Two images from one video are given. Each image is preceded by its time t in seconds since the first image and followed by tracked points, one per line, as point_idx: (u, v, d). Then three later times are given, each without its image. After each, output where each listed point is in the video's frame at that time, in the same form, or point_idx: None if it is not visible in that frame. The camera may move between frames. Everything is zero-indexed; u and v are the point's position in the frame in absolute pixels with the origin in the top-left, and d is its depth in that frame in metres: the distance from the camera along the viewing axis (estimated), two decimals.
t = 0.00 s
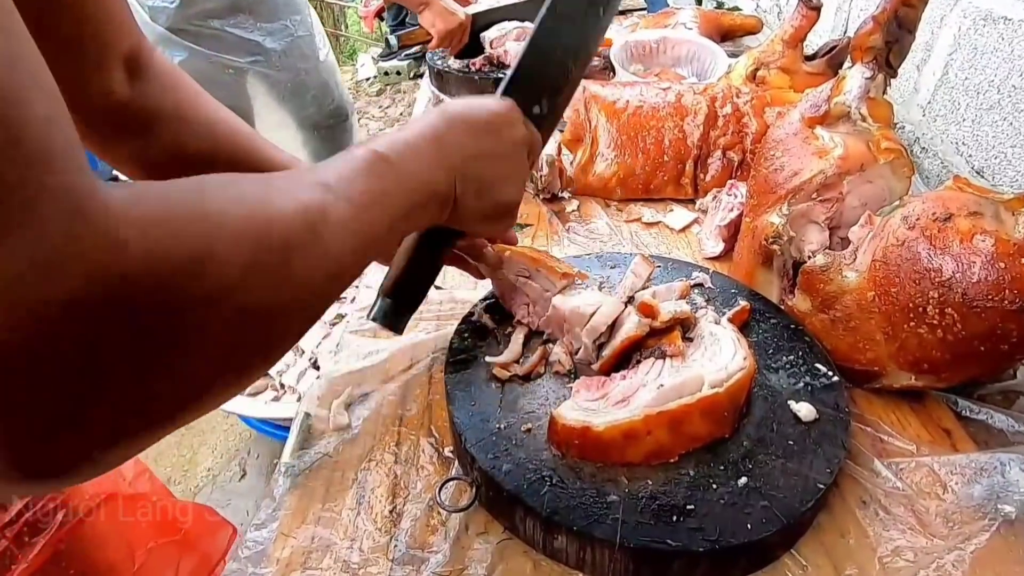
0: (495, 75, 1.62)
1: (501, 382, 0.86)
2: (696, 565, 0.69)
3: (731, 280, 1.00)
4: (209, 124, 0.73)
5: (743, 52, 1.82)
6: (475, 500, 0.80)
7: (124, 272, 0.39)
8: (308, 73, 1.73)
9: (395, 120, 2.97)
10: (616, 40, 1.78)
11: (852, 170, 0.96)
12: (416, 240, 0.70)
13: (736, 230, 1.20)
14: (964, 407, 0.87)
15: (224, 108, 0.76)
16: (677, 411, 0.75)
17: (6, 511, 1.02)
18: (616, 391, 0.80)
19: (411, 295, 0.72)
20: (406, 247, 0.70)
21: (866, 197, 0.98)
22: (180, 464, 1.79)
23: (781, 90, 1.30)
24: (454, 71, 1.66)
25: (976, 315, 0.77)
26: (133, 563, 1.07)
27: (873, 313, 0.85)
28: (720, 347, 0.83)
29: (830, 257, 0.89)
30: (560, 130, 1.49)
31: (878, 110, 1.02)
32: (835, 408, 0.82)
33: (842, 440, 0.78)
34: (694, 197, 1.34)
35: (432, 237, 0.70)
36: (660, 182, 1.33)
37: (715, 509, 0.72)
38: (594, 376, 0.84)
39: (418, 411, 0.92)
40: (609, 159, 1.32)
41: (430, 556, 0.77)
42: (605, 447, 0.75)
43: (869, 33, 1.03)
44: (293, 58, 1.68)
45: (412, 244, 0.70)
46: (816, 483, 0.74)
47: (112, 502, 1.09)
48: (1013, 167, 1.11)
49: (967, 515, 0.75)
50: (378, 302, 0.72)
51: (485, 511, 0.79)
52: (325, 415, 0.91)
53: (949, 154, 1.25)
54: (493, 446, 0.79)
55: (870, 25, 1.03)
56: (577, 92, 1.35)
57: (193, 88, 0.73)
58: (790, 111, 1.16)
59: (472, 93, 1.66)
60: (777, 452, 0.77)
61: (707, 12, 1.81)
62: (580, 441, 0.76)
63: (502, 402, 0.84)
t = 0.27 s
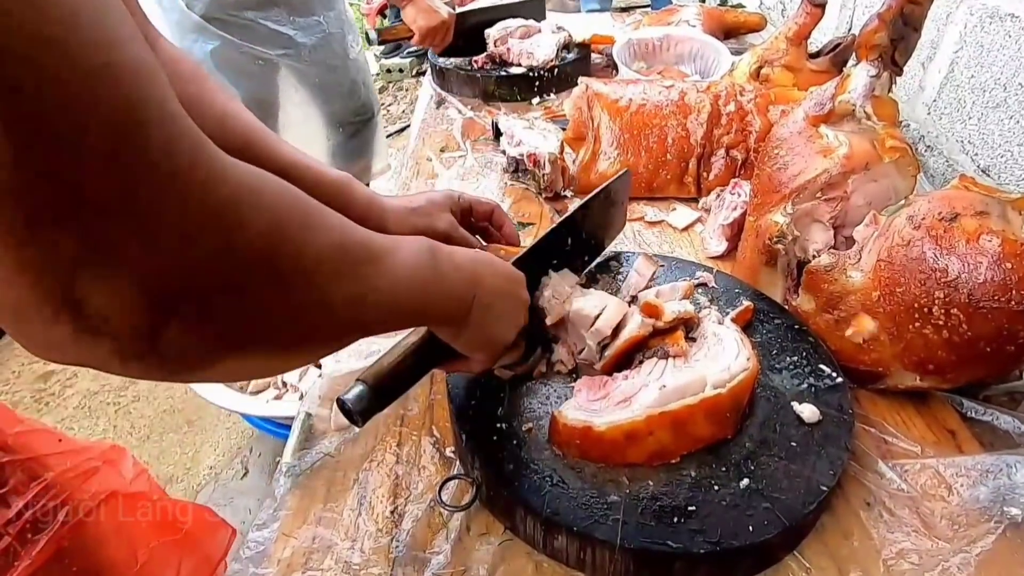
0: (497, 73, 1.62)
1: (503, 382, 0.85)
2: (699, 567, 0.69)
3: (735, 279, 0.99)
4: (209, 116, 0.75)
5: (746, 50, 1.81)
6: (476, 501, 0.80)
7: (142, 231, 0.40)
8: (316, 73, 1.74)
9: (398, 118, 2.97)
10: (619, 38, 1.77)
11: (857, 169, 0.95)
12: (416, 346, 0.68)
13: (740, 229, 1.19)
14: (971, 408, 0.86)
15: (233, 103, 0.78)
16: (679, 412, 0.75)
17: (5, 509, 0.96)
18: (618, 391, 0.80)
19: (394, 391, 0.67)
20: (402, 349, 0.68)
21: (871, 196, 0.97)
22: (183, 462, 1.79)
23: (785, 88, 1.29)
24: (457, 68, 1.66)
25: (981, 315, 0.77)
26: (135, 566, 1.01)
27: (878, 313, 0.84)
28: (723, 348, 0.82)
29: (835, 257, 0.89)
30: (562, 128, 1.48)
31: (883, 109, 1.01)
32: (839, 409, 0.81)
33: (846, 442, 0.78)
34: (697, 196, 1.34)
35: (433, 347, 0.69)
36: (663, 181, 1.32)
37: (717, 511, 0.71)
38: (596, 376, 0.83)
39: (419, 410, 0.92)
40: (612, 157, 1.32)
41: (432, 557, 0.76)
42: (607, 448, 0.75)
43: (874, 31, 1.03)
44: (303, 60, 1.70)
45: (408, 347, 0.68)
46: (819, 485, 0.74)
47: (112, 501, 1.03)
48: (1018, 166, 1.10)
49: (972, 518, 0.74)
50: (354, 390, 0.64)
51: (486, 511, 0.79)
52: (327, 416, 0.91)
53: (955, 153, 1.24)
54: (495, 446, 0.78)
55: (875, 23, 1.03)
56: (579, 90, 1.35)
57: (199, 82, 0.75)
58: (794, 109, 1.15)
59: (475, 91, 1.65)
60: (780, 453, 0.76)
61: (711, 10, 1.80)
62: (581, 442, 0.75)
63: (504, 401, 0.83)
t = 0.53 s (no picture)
0: (499, 72, 1.61)
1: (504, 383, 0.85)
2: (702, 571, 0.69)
3: (738, 279, 0.99)
4: (229, 111, 0.79)
5: (749, 48, 1.80)
6: (478, 503, 0.79)
7: (79, 295, 0.41)
8: (322, 67, 1.78)
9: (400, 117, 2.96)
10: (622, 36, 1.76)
11: (862, 169, 0.95)
12: (370, 395, 0.67)
13: (743, 229, 1.19)
14: (976, 410, 0.86)
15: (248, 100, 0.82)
16: (682, 414, 0.74)
17: (5, 509, 0.96)
18: (620, 393, 0.79)
19: (349, 439, 0.65)
20: (358, 395, 0.67)
21: (876, 196, 0.96)
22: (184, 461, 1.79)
23: (789, 87, 1.28)
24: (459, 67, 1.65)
25: (987, 316, 0.77)
26: (137, 566, 0.97)
27: (883, 314, 0.83)
28: (727, 349, 0.82)
29: (839, 257, 0.88)
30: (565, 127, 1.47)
31: (888, 108, 1.00)
32: (843, 411, 0.80)
33: (850, 445, 0.77)
34: (700, 196, 1.33)
35: (392, 392, 0.68)
36: (666, 180, 1.32)
37: (720, 514, 0.71)
38: (599, 377, 0.83)
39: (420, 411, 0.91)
40: (615, 156, 1.31)
41: (433, 560, 0.76)
42: (609, 450, 0.74)
43: (879, 30, 1.01)
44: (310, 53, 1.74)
45: (362, 395, 0.67)
46: (823, 488, 0.73)
47: (113, 500, 1.00)
48: None
49: (978, 521, 0.73)
50: (306, 436, 0.63)
51: (488, 513, 0.79)
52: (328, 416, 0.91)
53: (959, 152, 1.24)
54: (496, 448, 0.78)
55: (879, 22, 1.02)
56: (582, 89, 1.34)
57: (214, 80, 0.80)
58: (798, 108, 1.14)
59: (476, 90, 1.65)
60: (784, 455, 0.76)
61: (714, 8, 1.79)
62: (582, 444, 0.75)
63: (505, 402, 0.83)
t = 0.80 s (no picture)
0: (501, 71, 1.61)
1: (506, 383, 0.84)
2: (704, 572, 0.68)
3: (741, 279, 0.98)
4: (236, 112, 0.79)
5: (752, 47, 1.79)
6: (479, 503, 0.79)
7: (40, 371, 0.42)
8: (327, 63, 1.79)
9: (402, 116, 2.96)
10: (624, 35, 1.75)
11: (865, 168, 0.94)
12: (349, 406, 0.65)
13: (746, 228, 1.18)
14: (980, 410, 0.85)
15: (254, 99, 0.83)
16: (684, 414, 0.74)
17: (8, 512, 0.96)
18: (622, 393, 0.79)
19: (334, 449, 0.64)
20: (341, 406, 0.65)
21: (880, 195, 0.95)
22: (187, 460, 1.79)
23: (792, 86, 1.28)
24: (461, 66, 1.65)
25: (991, 316, 0.76)
26: (148, 558, 0.95)
27: (886, 314, 0.83)
28: (729, 349, 0.82)
29: (842, 257, 0.87)
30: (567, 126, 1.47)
31: (892, 107, 1.00)
32: (846, 412, 0.80)
33: (853, 445, 0.77)
34: (703, 195, 1.33)
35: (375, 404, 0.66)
36: (668, 180, 1.31)
37: (722, 515, 0.70)
38: (601, 377, 0.83)
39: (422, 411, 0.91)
40: (617, 156, 1.30)
41: (434, 559, 0.76)
42: (610, 450, 0.74)
43: (882, 28, 0.99)
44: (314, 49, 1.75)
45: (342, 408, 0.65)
46: (826, 489, 0.73)
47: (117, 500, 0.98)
48: None
49: (982, 522, 0.73)
50: (291, 447, 0.62)
51: (489, 513, 0.78)
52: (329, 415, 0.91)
53: (963, 151, 1.23)
54: (497, 448, 0.78)
55: (883, 20, 0.99)
56: (584, 88, 1.34)
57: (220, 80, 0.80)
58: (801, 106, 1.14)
59: (478, 88, 1.64)
60: (786, 456, 0.75)
61: (717, 6, 1.79)
62: (584, 444, 0.75)
63: (507, 402, 0.82)
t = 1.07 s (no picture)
0: (502, 70, 1.61)
1: (507, 383, 0.84)
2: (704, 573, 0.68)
3: (742, 279, 0.98)
4: (229, 110, 0.78)
5: (754, 46, 1.79)
6: (479, 503, 0.79)
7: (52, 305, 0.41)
8: (318, 68, 1.78)
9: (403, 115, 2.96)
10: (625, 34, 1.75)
11: (867, 168, 0.94)
12: (363, 291, 0.71)
13: (747, 228, 1.18)
14: (983, 411, 0.85)
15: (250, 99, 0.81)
16: (685, 414, 0.74)
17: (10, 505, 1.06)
18: (623, 393, 0.79)
19: (357, 331, 0.72)
20: (360, 289, 0.71)
21: (881, 195, 0.95)
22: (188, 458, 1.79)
23: (794, 85, 1.27)
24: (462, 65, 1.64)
25: (994, 317, 0.76)
26: (144, 559, 1.10)
27: (888, 314, 0.82)
28: (730, 349, 0.81)
29: (844, 257, 0.87)
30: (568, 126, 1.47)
31: (894, 107, 0.99)
32: (848, 412, 0.80)
33: (855, 446, 0.76)
34: (704, 194, 1.32)
35: (386, 282, 0.71)
36: (669, 179, 1.31)
37: (723, 516, 0.70)
38: (601, 377, 0.82)
39: (422, 411, 0.91)
40: (618, 155, 1.30)
41: (434, 560, 0.76)
42: (611, 450, 0.74)
43: (884, 27, 0.99)
44: (303, 55, 1.74)
45: (360, 292, 0.71)
46: (827, 490, 0.72)
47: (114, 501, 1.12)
48: None
49: (984, 524, 0.73)
50: (321, 330, 0.71)
51: (489, 514, 0.78)
52: (329, 415, 0.90)
53: (965, 151, 1.23)
54: (497, 447, 0.77)
55: (885, 19, 0.99)
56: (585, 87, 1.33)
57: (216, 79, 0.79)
58: (802, 106, 1.14)
59: (479, 88, 1.64)
60: (787, 457, 0.75)
61: (718, 6, 1.79)
62: (585, 444, 0.74)
63: (508, 402, 0.82)
